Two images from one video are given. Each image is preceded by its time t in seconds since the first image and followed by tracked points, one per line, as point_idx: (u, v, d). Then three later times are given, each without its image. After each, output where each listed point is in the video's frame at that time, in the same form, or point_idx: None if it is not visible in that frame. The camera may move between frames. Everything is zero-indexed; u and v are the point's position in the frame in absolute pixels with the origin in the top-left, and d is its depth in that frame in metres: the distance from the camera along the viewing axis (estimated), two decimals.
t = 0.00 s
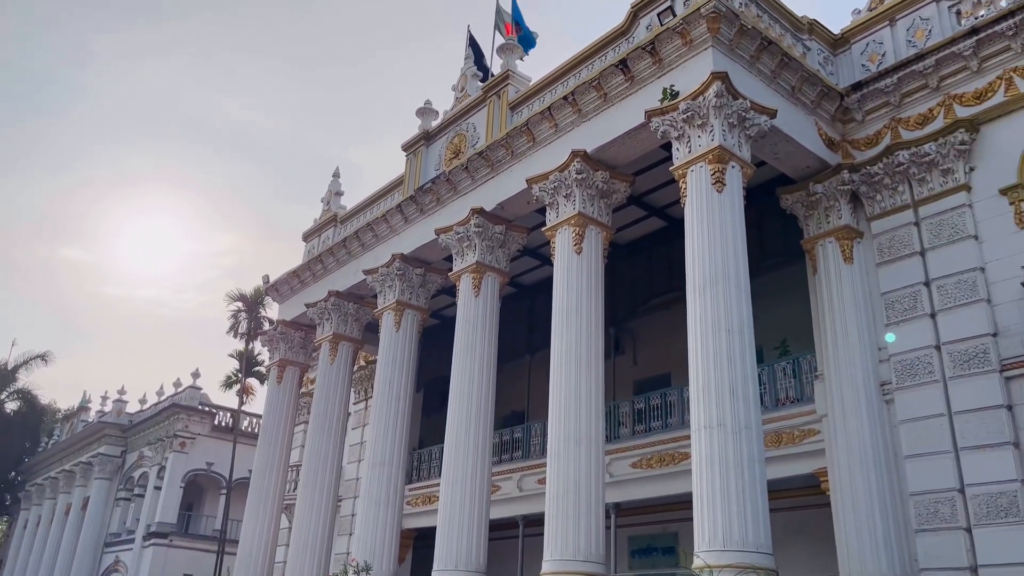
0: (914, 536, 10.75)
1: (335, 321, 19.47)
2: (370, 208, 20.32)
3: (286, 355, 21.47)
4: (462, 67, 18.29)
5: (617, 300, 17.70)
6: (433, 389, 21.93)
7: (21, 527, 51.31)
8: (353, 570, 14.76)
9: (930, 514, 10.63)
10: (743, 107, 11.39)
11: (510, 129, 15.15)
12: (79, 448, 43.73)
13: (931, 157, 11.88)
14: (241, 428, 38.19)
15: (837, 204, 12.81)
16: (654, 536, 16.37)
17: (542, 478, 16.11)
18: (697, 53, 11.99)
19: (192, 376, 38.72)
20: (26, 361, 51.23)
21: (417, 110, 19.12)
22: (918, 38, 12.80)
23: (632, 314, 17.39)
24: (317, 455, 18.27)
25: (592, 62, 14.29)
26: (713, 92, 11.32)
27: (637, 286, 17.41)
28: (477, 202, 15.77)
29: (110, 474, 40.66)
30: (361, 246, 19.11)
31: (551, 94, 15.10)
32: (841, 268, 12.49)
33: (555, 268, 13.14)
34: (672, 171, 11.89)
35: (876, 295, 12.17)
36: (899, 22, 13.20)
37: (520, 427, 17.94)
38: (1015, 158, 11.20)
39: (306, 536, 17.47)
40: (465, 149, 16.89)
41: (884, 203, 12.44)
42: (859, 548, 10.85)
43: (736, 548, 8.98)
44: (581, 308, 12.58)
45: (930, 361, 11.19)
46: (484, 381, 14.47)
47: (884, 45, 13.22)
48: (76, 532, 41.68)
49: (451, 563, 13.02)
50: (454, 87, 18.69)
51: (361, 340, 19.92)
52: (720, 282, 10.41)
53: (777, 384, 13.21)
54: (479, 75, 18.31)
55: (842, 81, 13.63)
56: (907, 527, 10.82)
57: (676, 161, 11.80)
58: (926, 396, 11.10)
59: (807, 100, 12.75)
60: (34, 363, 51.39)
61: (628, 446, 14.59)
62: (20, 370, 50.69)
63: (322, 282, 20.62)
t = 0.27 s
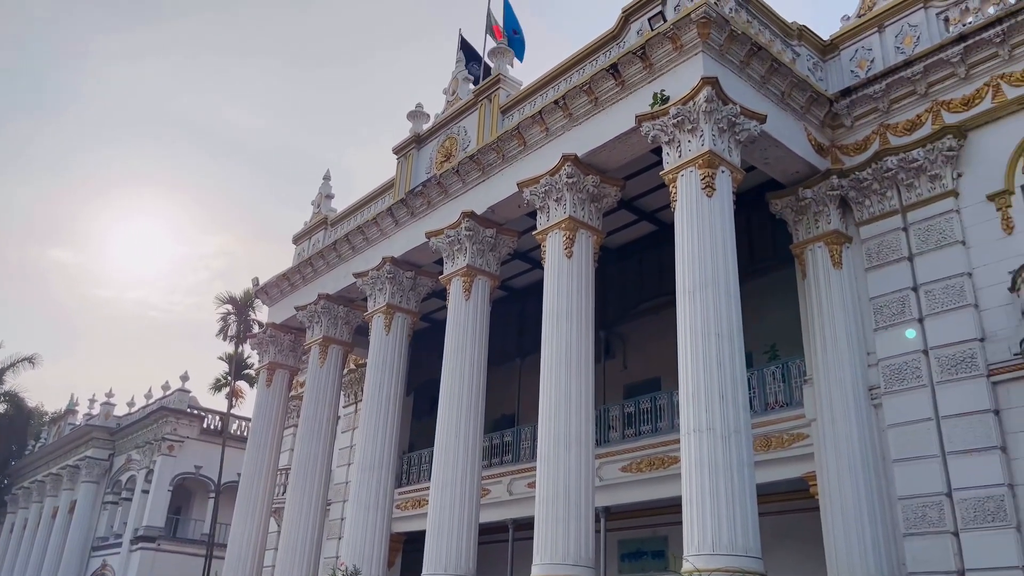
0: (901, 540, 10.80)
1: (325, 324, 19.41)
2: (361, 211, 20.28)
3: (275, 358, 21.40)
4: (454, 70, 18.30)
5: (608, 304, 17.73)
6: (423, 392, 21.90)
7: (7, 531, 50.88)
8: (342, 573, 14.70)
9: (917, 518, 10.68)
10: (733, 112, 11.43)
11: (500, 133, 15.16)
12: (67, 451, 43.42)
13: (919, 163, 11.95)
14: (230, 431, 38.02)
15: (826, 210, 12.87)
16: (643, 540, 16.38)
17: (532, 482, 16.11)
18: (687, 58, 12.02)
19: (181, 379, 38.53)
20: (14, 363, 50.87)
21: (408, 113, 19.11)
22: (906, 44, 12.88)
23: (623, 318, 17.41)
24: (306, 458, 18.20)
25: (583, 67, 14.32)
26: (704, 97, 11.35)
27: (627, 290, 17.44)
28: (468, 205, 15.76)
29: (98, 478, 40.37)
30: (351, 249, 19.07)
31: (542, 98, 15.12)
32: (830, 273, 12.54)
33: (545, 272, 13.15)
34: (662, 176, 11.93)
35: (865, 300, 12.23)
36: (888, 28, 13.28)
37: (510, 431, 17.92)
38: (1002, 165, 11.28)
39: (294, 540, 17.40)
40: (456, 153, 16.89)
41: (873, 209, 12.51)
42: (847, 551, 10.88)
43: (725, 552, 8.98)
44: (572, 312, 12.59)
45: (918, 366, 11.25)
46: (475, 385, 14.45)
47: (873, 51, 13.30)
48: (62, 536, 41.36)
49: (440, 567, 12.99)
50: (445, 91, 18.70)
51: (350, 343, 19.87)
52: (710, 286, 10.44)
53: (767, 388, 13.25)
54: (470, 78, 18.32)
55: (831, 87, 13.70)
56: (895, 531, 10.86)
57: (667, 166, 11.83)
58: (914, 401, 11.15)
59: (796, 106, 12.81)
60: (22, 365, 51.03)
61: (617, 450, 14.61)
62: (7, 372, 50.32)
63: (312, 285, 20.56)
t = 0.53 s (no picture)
0: (887, 544, 10.85)
1: (313, 328, 19.35)
2: (350, 214, 20.24)
3: (263, 362, 21.31)
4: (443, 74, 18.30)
5: (597, 308, 17.75)
6: (412, 396, 21.86)
7: None
8: None
9: (903, 523, 10.73)
10: (722, 118, 11.49)
11: (490, 137, 15.16)
12: (51, 455, 43.04)
13: (905, 170, 12.03)
14: (217, 435, 37.80)
15: (814, 215, 12.94)
16: (631, 545, 16.39)
17: (520, 486, 16.09)
18: (676, 64, 12.07)
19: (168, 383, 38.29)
20: None
21: (398, 117, 19.09)
22: (893, 52, 12.99)
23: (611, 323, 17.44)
24: (294, 462, 18.12)
25: (572, 72, 14.35)
26: (693, 103, 11.40)
27: (616, 295, 17.48)
28: (457, 209, 15.76)
29: (82, 482, 40.04)
30: (340, 252, 19.02)
31: (531, 103, 15.14)
32: (817, 278, 12.61)
33: (534, 277, 13.16)
34: (651, 181, 11.96)
35: (851, 305, 12.30)
36: (875, 36, 13.38)
37: (499, 435, 17.91)
38: (987, 172, 11.37)
39: (281, 544, 17.31)
40: (446, 156, 16.88)
41: (860, 215, 12.59)
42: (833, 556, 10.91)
43: (712, 556, 9.00)
44: (561, 316, 12.60)
45: (904, 371, 11.32)
46: (463, 389, 14.43)
47: (860, 58, 13.40)
48: (46, 541, 40.98)
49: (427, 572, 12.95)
50: (435, 94, 18.69)
51: (339, 346, 19.80)
52: (698, 291, 10.47)
53: (754, 393, 13.30)
54: (460, 82, 18.33)
55: (819, 93, 13.79)
56: (881, 535, 10.91)
57: (656, 171, 11.87)
58: (900, 406, 11.22)
59: (784, 112, 12.89)
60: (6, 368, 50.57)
61: (606, 455, 14.62)
62: None
63: (300, 289, 20.49)
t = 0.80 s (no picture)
0: (875, 548, 10.88)
1: (303, 331, 19.29)
2: (340, 217, 20.19)
3: (252, 365, 21.21)
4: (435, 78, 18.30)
5: (587, 312, 17.76)
6: (402, 400, 21.81)
7: None
8: None
9: (891, 527, 10.77)
10: (712, 123, 11.53)
11: (481, 141, 15.16)
12: (38, 458, 42.68)
13: (894, 175, 12.11)
14: (205, 438, 37.60)
15: (803, 220, 13.00)
16: (621, 549, 16.39)
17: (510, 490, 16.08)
18: (667, 69, 12.11)
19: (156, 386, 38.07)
20: None
21: (389, 120, 19.07)
22: (882, 58, 13.07)
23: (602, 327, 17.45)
24: (282, 466, 18.04)
25: (563, 76, 14.38)
26: (683, 107, 11.44)
27: (607, 299, 17.50)
28: (448, 212, 15.75)
29: (69, 485, 39.73)
30: (330, 255, 18.97)
31: (522, 107, 15.15)
32: (806, 283, 12.67)
33: (525, 280, 13.16)
34: (642, 185, 11.98)
35: (840, 310, 12.36)
36: (864, 42, 13.46)
37: (489, 439, 17.89)
38: (974, 178, 11.46)
39: (270, 548, 17.23)
40: (437, 160, 16.88)
41: (849, 220, 12.65)
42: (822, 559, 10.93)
43: (702, 560, 9.01)
44: (551, 320, 12.60)
45: (893, 376, 11.38)
46: (453, 393, 14.41)
47: (850, 64, 13.48)
48: (32, 545, 40.62)
49: None
50: (426, 98, 18.69)
51: (329, 350, 19.74)
52: (688, 295, 10.49)
53: (744, 397, 13.34)
54: (451, 86, 18.33)
55: (808, 99, 13.87)
56: (869, 539, 10.94)
57: (646, 175, 11.90)
58: (888, 410, 11.27)
59: (774, 117, 12.95)
60: None
61: (595, 458, 14.62)
62: None
63: (290, 291, 20.42)
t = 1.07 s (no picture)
0: (862, 553, 10.92)
1: (291, 335, 19.22)
2: (329, 221, 20.15)
3: (240, 369, 21.11)
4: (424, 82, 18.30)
5: (576, 317, 17.79)
6: (390, 404, 21.75)
7: None
8: None
9: (878, 531, 10.82)
10: (701, 129, 11.58)
11: (471, 145, 15.16)
12: (22, 463, 42.31)
13: (880, 182, 12.19)
14: (192, 443, 37.39)
15: (791, 226, 13.08)
16: (609, 553, 16.39)
17: (498, 495, 16.06)
18: (656, 74, 12.14)
19: (142, 389, 37.82)
20: None
21: (379, 124, 19.06)
22: (868, 65, 13.16)
23: (590, 331, 17.47)
24: (270, 470, 17.96)
25: (553, 81, 14.40)
26: (672, 113, 11.48)
27: (596, 303, 17.53)
28: (438, 217, 15.74)
29: (54, 490, 39.40)
30: (319, 258, 18.91)
31: (512, 112, 15.17)
32: (794, 288, 12.73)
33: (514, 284, 13.16)
34: (631, 190, 12.02)
35: (827, 315, 12.42)
36: (851, 49, 13.55)
37: (478, 444, 17.86)
38: (960, 185, 11.55)
39: (256, 553, 17.14)
40: (426, 164, 16.87)
41: (836, 225, 12.73)
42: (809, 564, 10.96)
43: (690, 565, 9.01)
44: (540, 324, 12.61)
45: (879, 381, 11.44)
46: (442, 397, 14.38)
47: (837, 71, 13.57)
48: (16, 551, 40.23)
49: None
50: (416, 102, 18.69)
51: (317, 354, 19.68)
52: (676, 300, 10.52)
53: (732, 402, 13.38)
54: (441, 90, 18.33)
55: (796, 105, 13.95)
56: (856, 544, 10.98)
57: (635, 181, 11.93)
58: (875, 416, 11.33)
59: (762, 124, 13.02)
60: None
61: (584, 463, 14.63)
62: None
63: (278, 295, 20.34)
